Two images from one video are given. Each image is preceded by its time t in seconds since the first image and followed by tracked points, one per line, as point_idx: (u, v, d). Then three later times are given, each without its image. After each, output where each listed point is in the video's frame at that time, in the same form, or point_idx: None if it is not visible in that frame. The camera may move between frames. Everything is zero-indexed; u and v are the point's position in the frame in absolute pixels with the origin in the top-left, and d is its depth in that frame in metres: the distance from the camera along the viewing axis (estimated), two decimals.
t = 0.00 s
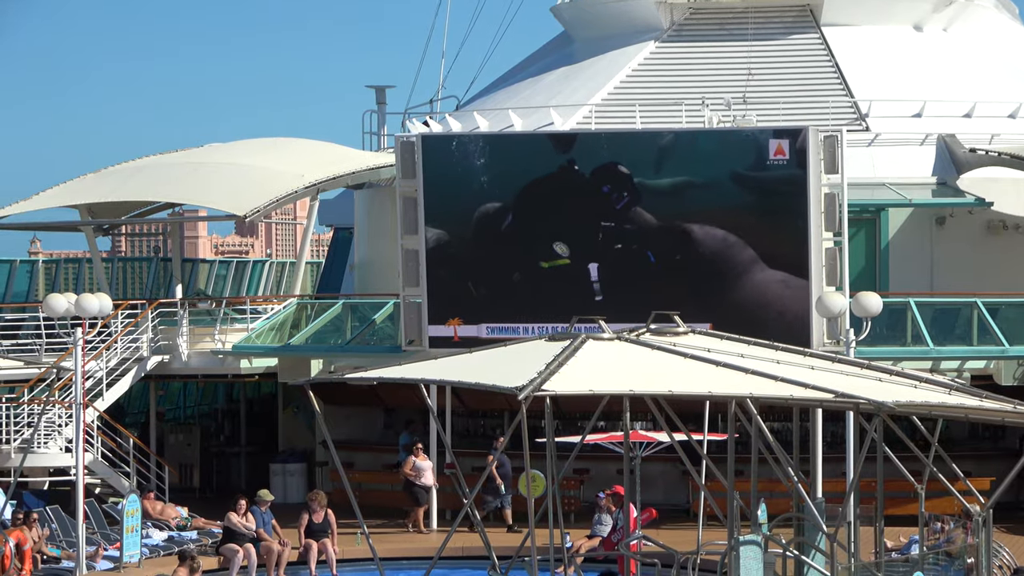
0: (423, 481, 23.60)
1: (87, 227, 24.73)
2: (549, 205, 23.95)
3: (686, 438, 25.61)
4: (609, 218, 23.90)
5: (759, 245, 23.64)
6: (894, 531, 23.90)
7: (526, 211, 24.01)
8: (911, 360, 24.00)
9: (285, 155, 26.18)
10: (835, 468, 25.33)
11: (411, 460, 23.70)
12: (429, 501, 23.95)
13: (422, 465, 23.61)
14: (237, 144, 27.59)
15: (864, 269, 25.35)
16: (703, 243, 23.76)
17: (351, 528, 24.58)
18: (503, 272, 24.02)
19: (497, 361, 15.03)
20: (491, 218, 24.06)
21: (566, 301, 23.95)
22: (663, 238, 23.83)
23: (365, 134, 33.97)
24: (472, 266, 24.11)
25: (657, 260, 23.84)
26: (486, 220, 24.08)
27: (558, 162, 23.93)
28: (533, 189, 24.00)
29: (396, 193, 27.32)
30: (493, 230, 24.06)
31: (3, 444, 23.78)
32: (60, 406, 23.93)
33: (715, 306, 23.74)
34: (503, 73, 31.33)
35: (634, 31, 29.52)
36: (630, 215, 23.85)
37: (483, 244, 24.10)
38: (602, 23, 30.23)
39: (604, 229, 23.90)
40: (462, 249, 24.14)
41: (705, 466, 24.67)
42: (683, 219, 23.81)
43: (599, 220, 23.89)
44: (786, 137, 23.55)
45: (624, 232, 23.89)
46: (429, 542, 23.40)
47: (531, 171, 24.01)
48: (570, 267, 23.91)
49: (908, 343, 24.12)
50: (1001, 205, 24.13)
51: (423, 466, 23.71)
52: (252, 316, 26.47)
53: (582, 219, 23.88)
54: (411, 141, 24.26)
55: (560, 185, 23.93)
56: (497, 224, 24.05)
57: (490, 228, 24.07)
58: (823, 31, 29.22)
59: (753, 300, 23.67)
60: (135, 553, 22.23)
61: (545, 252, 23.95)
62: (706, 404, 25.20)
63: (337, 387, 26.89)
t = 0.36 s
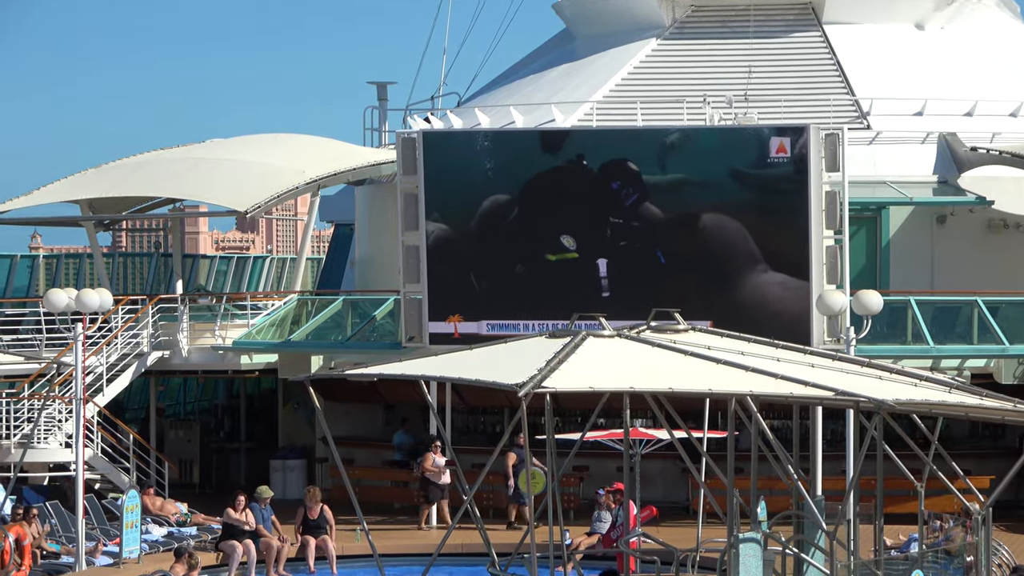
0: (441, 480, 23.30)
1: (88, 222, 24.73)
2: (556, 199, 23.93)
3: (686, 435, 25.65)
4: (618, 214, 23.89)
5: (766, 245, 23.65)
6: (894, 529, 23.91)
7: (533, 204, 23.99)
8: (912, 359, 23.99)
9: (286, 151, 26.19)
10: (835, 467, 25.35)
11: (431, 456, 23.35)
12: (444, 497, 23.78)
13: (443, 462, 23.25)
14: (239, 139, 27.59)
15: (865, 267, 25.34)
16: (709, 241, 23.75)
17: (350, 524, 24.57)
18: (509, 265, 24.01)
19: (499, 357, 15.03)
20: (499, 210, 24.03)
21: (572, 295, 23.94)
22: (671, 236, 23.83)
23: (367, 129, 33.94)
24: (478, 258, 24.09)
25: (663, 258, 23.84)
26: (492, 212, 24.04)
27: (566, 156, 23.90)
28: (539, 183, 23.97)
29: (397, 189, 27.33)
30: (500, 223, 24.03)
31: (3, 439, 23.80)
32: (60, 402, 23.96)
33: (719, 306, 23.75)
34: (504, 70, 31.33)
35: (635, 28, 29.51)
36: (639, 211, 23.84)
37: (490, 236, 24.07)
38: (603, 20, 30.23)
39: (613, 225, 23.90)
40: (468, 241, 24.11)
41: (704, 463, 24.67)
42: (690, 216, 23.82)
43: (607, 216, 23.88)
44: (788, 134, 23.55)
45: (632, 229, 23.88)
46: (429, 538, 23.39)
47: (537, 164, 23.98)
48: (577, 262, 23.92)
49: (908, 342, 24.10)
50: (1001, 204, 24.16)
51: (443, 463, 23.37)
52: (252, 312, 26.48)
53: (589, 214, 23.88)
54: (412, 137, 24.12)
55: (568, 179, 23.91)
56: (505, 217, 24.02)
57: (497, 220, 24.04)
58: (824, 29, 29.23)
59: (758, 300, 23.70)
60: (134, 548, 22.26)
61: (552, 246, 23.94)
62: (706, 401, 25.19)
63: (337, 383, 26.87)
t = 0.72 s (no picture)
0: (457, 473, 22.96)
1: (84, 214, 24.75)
2: (558, 193, 23.91)
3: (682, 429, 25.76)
4: (621, 210, 23.86)
5: (767, 244, 23.64)
6: (890, 525, 23.91)
7: (536, 198, 23.97)
8: (908, 354, 23.99)
9: (283, 144, 26.21)
10: (831, 461, 25.39)
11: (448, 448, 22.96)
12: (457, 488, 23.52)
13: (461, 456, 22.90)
14: (236, 132, 27.60)
15: (861, 262, 25.35)
16: (711, 239, 23.77)
17: (346, 517, 24.58)
18: (510, 256, 24.00)
19: (494, 348, 15.07)
20: (502, 202, 24.00)
21: (571, 289, 23.92)
22: (672, 233, 23.82)
23: (365, 124, 33.94)
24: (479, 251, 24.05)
25: (664, 254, 23.82)
26: (496, 204, 24.01)
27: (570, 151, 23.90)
28: (542, 177, 23.98)
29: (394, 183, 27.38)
30: (503, 216, 24.01)
31: None
32: (56, 394, 23.98)
33: (715, 303, 23.75)
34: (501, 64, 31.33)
35: (632, 23, 29.53)
36: (643, 207, 23.82)
37: (492, 228, 24.04)
38: (601, 14, 30.25)
39: (615, 221, 23.87)
40: (470, 232, 24.08)
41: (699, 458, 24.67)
42: (692, 213, 23.79)
43: (610, 211, 23.86)
44: (785, 129, 23.49)
45: (634, 225, 23.86)
46: (424, 532, 23.38)
47: (539, 157, 23.96)
48: (578, 256, 23.90)
49: (904, 337, 24.14)
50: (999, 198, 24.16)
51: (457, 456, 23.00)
52: (249, 305, 26.49)
53: (592, 209, 23.86)
54: (410, 131, 24.24)
55: (572, 174, 23.91)
56: (507, 209, 24.00)
57: (499, 212, 24.02)
58: (822, 24, 29.25)
59: (758, 300, 23.67)
60: (130, 541, 22.28)
61: (553, 239, 23.93)
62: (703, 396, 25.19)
63: (333, 376, 26.87)
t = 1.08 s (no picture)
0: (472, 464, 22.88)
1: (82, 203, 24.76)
2: (561, 178, 23.92)
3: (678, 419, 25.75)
4: (624, 195, 23.85)
5: (769, 231, 23.64)
6: (887, 515, 23.92)
7: (539, 183, 23.97)
8: (905, 344, 23.98)
9: (280, 133, 26.22)
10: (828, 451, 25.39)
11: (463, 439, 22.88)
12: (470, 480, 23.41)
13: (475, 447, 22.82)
14: (234, 121, 27.60)
15: (859, 253, 25.33)
16: (715, 224, 23.73)
17: (343, 506, 24.59)
18: (515, 241, 24.01)
19: (489, 332, 15.07)
20: (503, 187, 24.01)
21: (575, 274, 23.94)
22: (674, 220, 23.80)
23: (363, 114, 33.99)
24: (483, 236, 24.08)
25: (668, 239, 23.80)
26: (496, 188, 24.01)
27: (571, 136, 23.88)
28: (543, 164, 23.96)
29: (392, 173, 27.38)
30: (507, 201, 24.01)
31: None
32: (53, 383, 23.97)
33: (717, 290, 23.72)
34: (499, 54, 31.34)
35: (630, 14, 29.54)
36: (646, 192, 23.82)
37: (494, 213, 24.04)
38: (599, 5, 30.26)
39: (618, 206, 23.86)
40: (473, 217, 24.09)
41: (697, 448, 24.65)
42: (694, 201, 23.77)
43: (614, 197, 23.85)
44: (783, 119, 23.52)
45: (637, 210, 23.85)
46: (421, 522, 23.38)
47: (539, 146, 23.96)
48: (584, 239, 23.89)
49: (902, 327, 24.08)
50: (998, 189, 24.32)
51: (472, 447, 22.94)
52: (246, 295, 26.50)
53: (595, 194, 23.86)
54: (407, 121, 24.15)
55: (575, 160, 23.88)
56: (510, 194, 24.00)
57: (500, 197, 24.02)
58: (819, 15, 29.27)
59: (757, 289, 23.66)
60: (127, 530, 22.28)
61: (557, 224, 23.93)
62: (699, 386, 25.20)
63: (330, 365, 26.87)
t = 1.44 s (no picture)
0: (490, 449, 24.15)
1: (80, 186, 24.78)
2: (562, 158, 23.96)
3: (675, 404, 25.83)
4: (625, 174, 23.88)
5: (770, 209, 23.66)
6: (883, 500, 23.95)
7: (540, 163, 23.99)
8: (903, 330, 23.98)
9: (278, 117, 26.23)
10: (824, 436, 25.37)
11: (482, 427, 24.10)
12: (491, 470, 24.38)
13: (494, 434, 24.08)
14: (232, 105, 27.60)
15: (856, 237, 25.30)
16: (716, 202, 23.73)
17: (340, 490, 24.60)
18: (515, 222, 23.99)
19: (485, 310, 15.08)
20: (503, 167, 23.98)
21: (576, 255, 23.90)
22: (675, 200, 23.81)
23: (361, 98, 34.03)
24: (484, 215, 24.05)
25: (669, 219, 23.81)
26: (496, 168, 23.98)
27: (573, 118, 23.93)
28: (544, 144, 23.99)
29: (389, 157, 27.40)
30: (507, 180, 23.97)
31: None
32: (51, 366, 23.99)
33: (717, 270, 23.71)
34: (497, 39, 31.35)
35: None
36: (647, 170, 23.84)
37: (494, 194, 24.01)
38: None
39: (619, 186, 23.88)
40: (474, 197, 24.06)
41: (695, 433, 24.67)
42: (694, 181, 23.77)
43: (615, 175, 23.89)
44: (782, 104, 23.55)
45: (638, 189, 23.85)
46: (419, 506, 23.35)
47: (538, 128, 23.99)
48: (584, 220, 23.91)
49: (899, 312, 24.10)
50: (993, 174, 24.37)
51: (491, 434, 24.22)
52: (244, 279, 26.53)
53: (596, 173, 23.90)
54: (404, 104, 24.20)
55: (576, 139, 23.94)
56: (510, 174, 23.98)
57: (500, 177, 23.99)
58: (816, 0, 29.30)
59: (756, 272, 23.66)
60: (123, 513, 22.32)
61: (558, 204, 23.93)
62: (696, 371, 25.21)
63: (328, 350, 26.91)
